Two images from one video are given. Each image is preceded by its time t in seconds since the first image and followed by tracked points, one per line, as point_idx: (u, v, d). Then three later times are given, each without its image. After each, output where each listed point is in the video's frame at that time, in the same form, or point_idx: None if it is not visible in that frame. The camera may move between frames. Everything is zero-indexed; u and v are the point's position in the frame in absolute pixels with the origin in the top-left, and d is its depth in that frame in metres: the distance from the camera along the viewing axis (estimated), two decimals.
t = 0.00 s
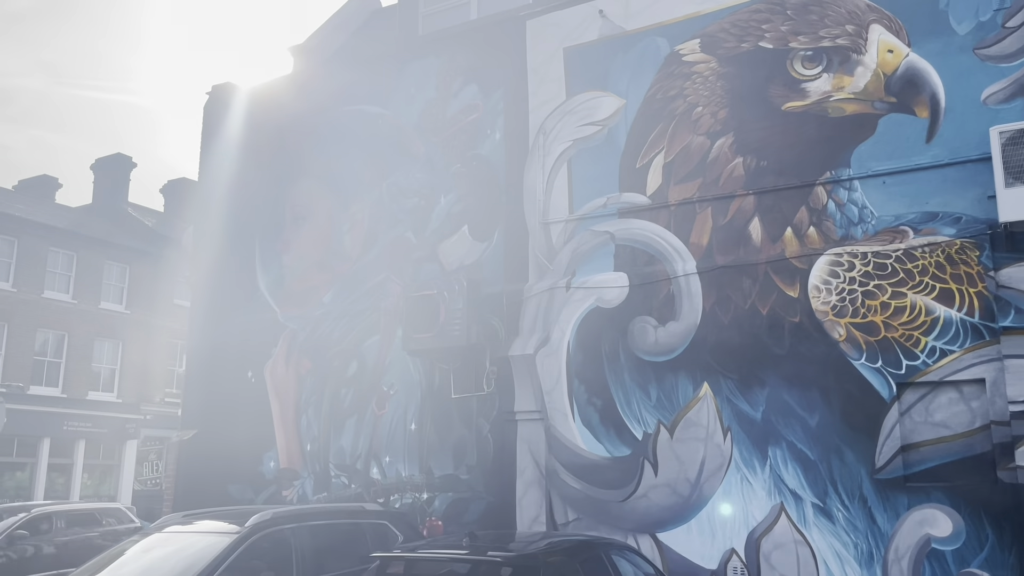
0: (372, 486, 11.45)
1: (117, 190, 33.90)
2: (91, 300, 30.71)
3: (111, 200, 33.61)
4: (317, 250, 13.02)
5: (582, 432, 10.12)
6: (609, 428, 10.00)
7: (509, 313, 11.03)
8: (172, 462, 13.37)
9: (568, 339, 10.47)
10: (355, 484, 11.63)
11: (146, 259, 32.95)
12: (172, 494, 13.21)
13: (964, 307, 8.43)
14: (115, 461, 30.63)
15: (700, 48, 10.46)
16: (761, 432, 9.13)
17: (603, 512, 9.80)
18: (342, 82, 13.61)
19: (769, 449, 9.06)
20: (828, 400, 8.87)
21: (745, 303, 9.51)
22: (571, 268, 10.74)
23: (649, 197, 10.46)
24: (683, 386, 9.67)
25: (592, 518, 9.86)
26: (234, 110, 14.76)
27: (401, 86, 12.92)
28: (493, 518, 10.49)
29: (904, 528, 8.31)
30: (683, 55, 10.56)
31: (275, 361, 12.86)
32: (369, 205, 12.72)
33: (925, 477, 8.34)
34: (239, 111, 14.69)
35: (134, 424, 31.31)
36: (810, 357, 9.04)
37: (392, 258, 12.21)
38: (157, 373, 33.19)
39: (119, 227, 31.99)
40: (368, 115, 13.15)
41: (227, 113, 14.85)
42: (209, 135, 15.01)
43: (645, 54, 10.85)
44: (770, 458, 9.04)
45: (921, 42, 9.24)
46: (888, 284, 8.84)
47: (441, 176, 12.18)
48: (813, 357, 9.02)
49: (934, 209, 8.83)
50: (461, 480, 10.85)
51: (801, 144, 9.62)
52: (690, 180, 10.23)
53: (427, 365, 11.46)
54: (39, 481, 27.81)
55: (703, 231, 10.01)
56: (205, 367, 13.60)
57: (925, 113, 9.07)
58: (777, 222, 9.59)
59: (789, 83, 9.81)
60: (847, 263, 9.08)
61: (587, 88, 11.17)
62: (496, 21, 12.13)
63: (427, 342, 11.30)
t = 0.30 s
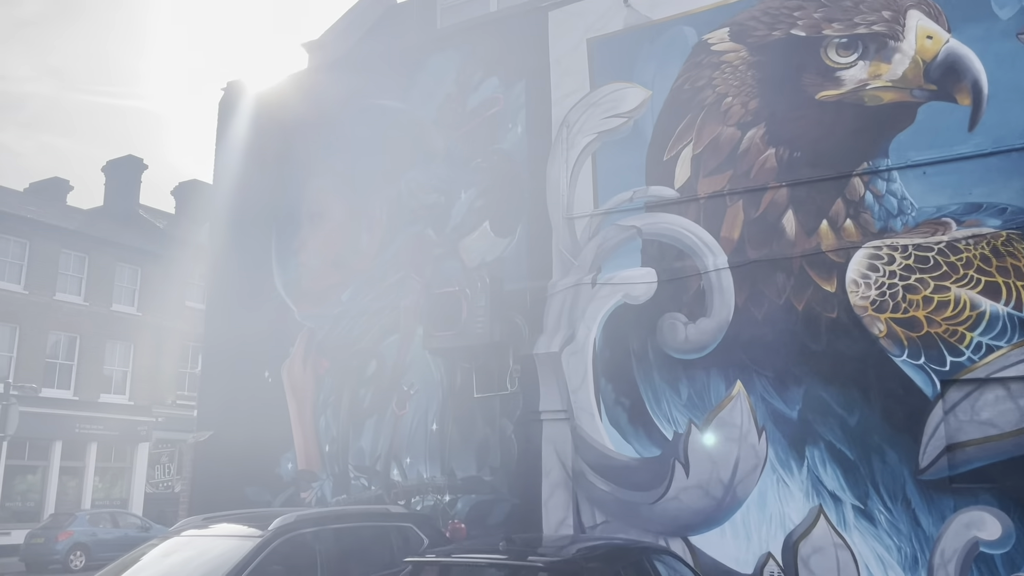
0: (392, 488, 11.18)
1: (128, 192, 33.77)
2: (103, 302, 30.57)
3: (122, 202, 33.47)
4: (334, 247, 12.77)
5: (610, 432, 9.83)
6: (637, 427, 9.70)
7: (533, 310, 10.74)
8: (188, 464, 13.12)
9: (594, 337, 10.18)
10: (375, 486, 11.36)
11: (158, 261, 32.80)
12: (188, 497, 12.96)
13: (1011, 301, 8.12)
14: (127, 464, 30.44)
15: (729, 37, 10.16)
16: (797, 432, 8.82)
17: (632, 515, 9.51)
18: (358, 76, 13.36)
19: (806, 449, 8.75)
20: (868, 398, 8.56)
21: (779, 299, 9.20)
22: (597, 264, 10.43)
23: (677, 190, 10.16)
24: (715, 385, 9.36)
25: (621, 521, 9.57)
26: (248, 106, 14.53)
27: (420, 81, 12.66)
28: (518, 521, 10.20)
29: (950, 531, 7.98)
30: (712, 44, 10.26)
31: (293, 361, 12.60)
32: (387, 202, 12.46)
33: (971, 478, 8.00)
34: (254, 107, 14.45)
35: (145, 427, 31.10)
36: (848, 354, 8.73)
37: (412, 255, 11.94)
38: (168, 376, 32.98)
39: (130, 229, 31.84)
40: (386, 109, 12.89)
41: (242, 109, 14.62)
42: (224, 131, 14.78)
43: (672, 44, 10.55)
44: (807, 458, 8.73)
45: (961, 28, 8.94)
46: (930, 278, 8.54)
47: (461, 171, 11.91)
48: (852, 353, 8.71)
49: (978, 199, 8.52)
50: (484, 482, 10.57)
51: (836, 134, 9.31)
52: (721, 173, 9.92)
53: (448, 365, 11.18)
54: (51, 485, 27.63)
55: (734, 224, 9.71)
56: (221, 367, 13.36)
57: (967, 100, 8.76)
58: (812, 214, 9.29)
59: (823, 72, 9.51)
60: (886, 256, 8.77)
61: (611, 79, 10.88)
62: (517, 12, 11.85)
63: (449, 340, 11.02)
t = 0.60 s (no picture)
0: (410, 491, 10.87)
1: (133, 194, 33.50)
2: (108, 304, 30.31)
3: (128, 204, 33.21)
4: (348, 244, 12.46)
5: (636, 434, 9.49)
6: (665, 428, 9.37)
7: (555, 308, 10.43)
8: (199, 467, 12.82)
9: (619, 334, 9.83)
10: (392, 489, 11.04)
11: (163, 262, 32.54)
12: (200, 501, 12.66)
13: None
14: (133, 467, 30.15)
15: (757, 24, 9.83)
16: (835, 432, 8.49)
17: (661, 519, 9.19)
18: (371, 69, 13.03)
19: (843, 451, 8.43)
20: (909, 396, 8.23)
21: (814, 294, 8.86)
22: (621, 259, 10.10)
23: (704, 183, 9.83)
24: (746, 383, 9.03)
25: (650, 525, 9.24)
26: (258, 101, 14.21)
27: (435, 73, 12.34)
28: (541, 525, 9.88)
29: (998, 535, 7.64)
30: (740, 32, 9.93)
31: (306, 361, 12.30)
32: (402, 198, 12.15)
33: (1019, 479, 7.66)
34: (263, 102, 14.13)
35: (152, 430, 30.80)
36: (887, 351, 8.40)
37: (428, 252, 11.64)
38: (174, 378, 32.67)
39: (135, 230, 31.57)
40: (400, 103, 12.57)
41: (252, 105, 14.32)
42: (234, 127, 14.48)
43: (698, 32, 10.22)
44: (846, 460, 8.41)
45: (1002, 11, 8.61)
46: (974, 271, 8.22)
47: (479, 165, 11.59)
48: (892, 351, 8.38)
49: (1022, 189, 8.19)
50: (505, 484, 10.25)
51: (871, 123, 8.98)
52: (750, 164, 9.59)
53: (467, 364, 10.86)
54: (56, 488, 27.34)
55: (765, 217, 9.38)
56: (233, 368, 13.05)
57: (1010, 87, 8.43)
58: (847, 206, 8.95)
59: (857, 59, 9.19)
60: (927, 249, 8.43)
61: (634, 69, 10.56)
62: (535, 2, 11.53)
63: (468, 339, 10.70)
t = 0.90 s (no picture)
0: (427, 492, 10.61)
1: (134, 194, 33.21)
2: (110, 305, 30.03)
3: (129, 205, 32.92)
4: (361, 240, 12.22)
5: (662, 432, 9.24)
6: (692, 426, 9.11)
7: (575, 303, 10.18)
8: (208, 469, 12.55)
9: (643, 331, 9.58)
10: (408, 490, 10.78)
11: (165, 263, 32.25)
12: (209, 503, 12.39)
13: None
14: (136, 470, 29.85)
15: (784, 12, 9.60)
16: (869, 430, 8.24)
17: (688, 520, 8.93)
18: (384, 62, 12.78)
19: (878, 449, 8.18)
20: (947, 393, 7.99)
21: (846, 288, 8.62)
22: (644, 254, 9.85)
23: (729, 175, 9.59)
24: (776, 380, 8.78)
25: (676, 527, 8.99)
26: (265, 94, 13.89)
27: (449, 66, 12.09)
28: (563, 527, 9.63)
29: None
30: (766, 20, 9.69)
31: (318, 360, 12.04)
32: (417, 192, 11.89)
33: None
34: (270, 95, 13.83)
35: (154, 432, 30.50)
36: (923, 346, 8.15)
37: (444, 248, 11.39)
38: (176, 380, 32.32)
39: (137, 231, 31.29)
40: (414, 96, 12.32)
41: (259, 98, 14.02)
42: (241, 121, 14.19)
43: (722, 21, 9.98)
44: (881, 458, 8.16)
45: None
46: (1013, 264, 7.99)
47: (495, 159, 11.34)
48: (928, 346, 8.13)
49: None
50: (526, 485, 10.01)
51: (903, 112, 8.75)
52: (777, 155, 9.35)
53: (485, 362, 10.60)
54: (57, 492, 27.03)
55: (793, 210, 9.13)
56: (242, 367, 12.77)
57: None
58: (879, 198, 8.72)
59: (888, 47, 8.95)
60: (964, 241, 8.20)
61: (656, 60, 10.32)
62: None
63: (486, 336, 10.44)
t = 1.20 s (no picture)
0: (435, 499, 10.33)
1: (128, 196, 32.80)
2: (103, 308, 29.60)
3: (122, 206, 32.51)
4: (366, 240, 11.94)
5: (679, 437, 8.99)
6: (711, 430, 8.86)
7: (588, 304, 9.92)
8: (208, 475, 12.23)
9: (658, 332, 9.32)
10: (415, 497, 10.49)
11: (159, 266, 31.84)
12: (209, 509, 12.07)
13: None
14: (129, 475, 29.46)
15: (803, 6, 9.38)
16: (896, 434, 8.01)
17: (708, 527, 8.69)
18: (389, 58, 12.50)
19: (906, 454, 7.94)
20: (976, 395, 7.76)
21: (869, 287, 8.39)
22: (659, 253, 9.60)
23: (747, 173, 9.36)
24: (798, 383, 8.54)
25: (695, 534, 8.74)
26: (266, 90, 13.57)
27: (456, 62, 11.83)
28: (577, 534, 9.38)
29: None
30: (784, 15, 9.48)
31: (322, 363, 11.75)
32: (423, 191, 11.62)
33: None
34: (271, 92, 13.53)
35: (148, 437, 30.10)
36: (951, 347, 7.93)
37: (451, 248, 11.12)
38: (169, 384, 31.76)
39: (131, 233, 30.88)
40: (420, 92, 12.03)
41: (260, 93, 13.68)
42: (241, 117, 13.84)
43: (739, 16, 9.76)
44: (908, 463, 7.92)
45: None
46: None
47: (504, 157, 11.08)
48: (956, 347, 7.90)
49: None
50: (537, 491, 9.74)
51: (928, 107, 8.53)
52: (797, 152, 9.12)
53: (495, 364, 10.32)
54: (49, 498, 26.61)
55: (814, 208, 8.90)
56: (242, 370, 12.45)
57: None
58: (903, 195, 8.50)
59: (911, 41, 8.74)
60: (992, 239, 7.98)
61: (670, 55, 10.08)
62: None
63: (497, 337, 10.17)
